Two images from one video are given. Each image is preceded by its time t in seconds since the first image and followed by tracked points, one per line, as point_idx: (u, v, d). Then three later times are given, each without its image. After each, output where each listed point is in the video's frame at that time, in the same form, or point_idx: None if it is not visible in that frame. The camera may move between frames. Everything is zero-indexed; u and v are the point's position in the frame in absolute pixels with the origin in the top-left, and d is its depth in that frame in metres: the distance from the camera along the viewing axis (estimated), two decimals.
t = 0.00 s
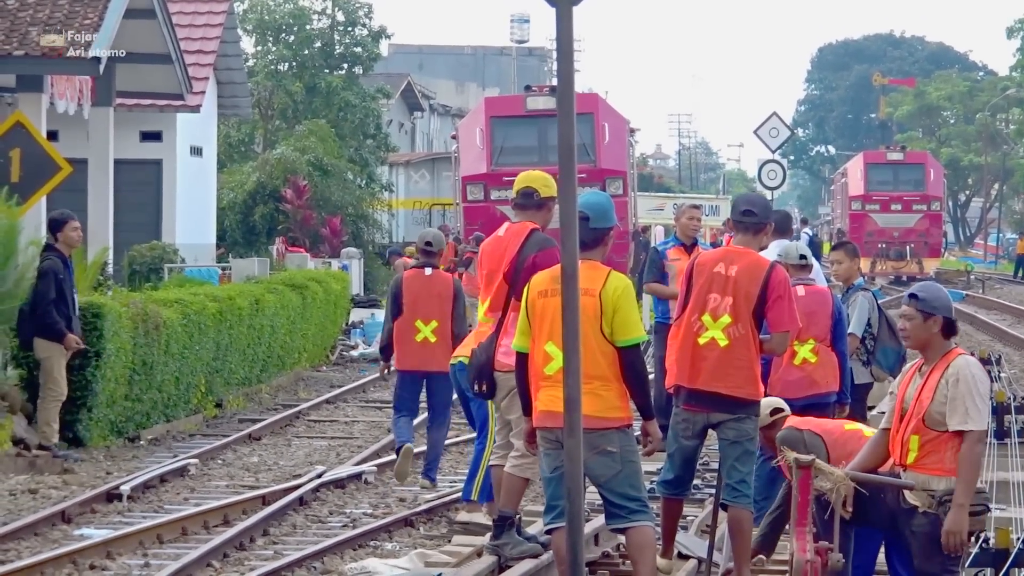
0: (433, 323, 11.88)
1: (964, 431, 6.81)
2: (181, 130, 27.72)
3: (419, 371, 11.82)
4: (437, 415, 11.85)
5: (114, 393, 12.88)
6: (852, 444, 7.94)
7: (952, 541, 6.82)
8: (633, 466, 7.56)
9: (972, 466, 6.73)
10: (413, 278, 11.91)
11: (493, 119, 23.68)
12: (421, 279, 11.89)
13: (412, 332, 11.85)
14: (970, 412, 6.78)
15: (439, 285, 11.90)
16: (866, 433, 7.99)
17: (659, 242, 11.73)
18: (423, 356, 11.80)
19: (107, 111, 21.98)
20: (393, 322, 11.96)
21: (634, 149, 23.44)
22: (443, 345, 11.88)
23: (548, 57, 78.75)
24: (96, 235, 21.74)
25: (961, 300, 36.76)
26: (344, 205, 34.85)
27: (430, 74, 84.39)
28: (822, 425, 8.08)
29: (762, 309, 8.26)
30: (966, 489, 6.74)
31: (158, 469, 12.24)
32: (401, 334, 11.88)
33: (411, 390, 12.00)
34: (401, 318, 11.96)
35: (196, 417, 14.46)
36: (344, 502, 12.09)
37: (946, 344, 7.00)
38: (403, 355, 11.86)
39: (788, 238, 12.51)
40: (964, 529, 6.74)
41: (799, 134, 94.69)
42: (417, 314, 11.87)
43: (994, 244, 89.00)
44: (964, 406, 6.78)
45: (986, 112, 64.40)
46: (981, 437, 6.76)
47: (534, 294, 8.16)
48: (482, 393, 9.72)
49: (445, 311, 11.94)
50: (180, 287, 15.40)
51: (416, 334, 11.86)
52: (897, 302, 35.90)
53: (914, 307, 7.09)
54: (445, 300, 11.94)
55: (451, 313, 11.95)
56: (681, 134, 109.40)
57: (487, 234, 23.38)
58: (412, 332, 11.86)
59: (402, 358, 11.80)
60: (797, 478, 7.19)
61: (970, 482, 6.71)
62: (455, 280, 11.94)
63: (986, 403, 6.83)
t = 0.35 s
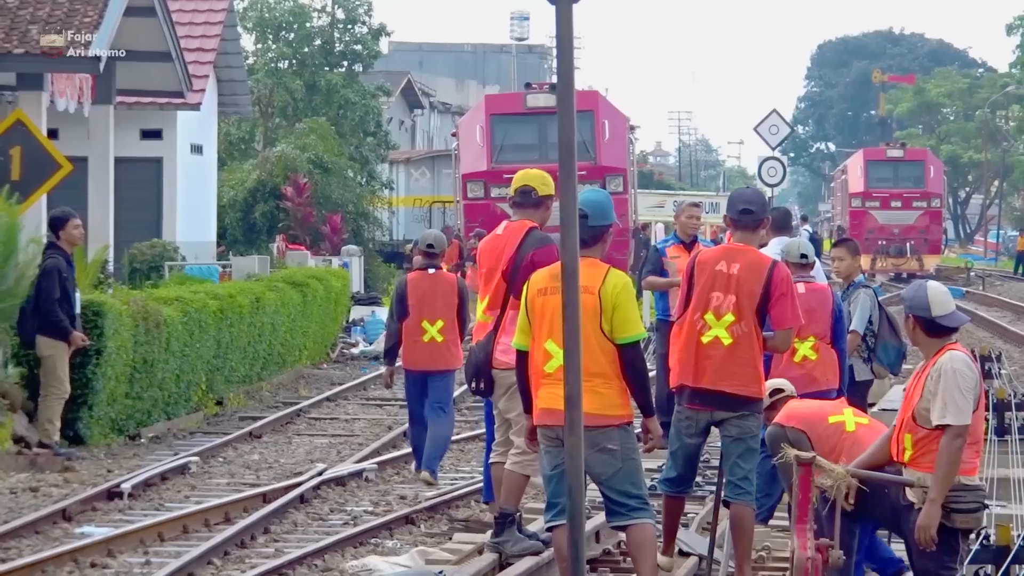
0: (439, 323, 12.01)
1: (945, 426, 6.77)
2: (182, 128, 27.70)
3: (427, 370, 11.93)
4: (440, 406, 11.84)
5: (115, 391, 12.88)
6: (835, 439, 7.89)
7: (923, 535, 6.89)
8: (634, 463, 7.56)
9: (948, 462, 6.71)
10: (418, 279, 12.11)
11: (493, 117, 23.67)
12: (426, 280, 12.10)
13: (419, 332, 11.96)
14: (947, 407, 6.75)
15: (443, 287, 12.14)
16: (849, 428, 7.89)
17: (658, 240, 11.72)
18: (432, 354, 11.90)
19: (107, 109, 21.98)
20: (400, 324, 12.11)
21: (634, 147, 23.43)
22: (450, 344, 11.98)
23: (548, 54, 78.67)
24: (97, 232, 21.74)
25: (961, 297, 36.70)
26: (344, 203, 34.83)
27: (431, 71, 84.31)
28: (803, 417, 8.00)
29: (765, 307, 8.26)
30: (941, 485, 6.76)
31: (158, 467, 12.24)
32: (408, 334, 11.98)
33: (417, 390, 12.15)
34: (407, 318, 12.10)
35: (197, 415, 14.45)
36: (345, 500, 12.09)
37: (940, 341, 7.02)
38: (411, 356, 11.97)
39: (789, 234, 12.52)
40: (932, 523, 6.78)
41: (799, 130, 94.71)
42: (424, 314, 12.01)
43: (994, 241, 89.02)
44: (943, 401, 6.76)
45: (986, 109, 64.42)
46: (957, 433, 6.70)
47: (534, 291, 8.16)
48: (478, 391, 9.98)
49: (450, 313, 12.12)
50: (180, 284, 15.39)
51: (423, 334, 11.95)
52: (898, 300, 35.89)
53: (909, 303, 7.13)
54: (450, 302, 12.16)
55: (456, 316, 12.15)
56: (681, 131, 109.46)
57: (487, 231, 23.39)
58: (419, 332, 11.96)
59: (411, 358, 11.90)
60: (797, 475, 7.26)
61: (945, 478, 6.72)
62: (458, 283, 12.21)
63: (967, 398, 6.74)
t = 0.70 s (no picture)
0: (436, 314, 12.12)
1: (932, 423, 6.78)
2: (181, 127, 27.69)
3: (429, 361, 12.08)
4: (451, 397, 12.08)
5: (114, 389, 12.86)
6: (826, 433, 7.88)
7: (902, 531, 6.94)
8: (634, 462, 7.56)
9: (931, 460, 6.74)
10: (415, 270, 12.18)
11: (492, 116, 23.66)
12: (423, 271, 12.15)
13: (417, 323, 12.10)
14: (934, 404, 6.76)
15: (440, 276, 12.16)
16: (843, 424, 7.83)
17: (658, 240, 11.70)
18: (431, 346, 12.05)
19: (106, 108, 21.96)
20: (397, 318, 12.19)
21: (633, 145, 23.42)
22: (449, 334, 12.14)
23: (547, 53, 78.62)
24: (95, 230, 21.72)
25: (960, 296, 36.70)
26: (344, 202, 34.83)
27: (430, 70, 84.25)
28: (806, 402, 7.96)
29: (765, 306, 8.27)
30: (922, 483, 6.80)
31: (158, 466, 12.23)
32: (406, 327, 12.12)
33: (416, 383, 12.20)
34: (404, 310, 12.19)
35: (196, 413, 14.43)
36: (345, 498, 12.08)
37: (941, 340, 7.05)
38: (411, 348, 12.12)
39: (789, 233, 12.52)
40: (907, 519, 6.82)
41: (799, 129, 94.70)
42: (420, 306, 12.12)
43: (994, 240, 88.99)
44: (930, 397, 6.77)
45: (986, 108, 64.39)
46: (940, 430, 6.71)
47: (532, 291, 8.16)
48: (477, 390, 9.96)
49: (449, 302, 12.19)
50: (179, 283, 15.37)
51: (421, 325, 12.10)
52: (897, 298, 35.87)
53: (911, 300, 7.16)
54: (448, 292, 12.19)
55: (455, 304, 12.19)
56: (681, 130, 109.49)
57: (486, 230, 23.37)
58: (417, 324, 12.11)
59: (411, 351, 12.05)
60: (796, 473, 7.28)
61: (927, 475, 6.75)
62: (457, 272, 12.16)
63: (955, 397, 6.73)
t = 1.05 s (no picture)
0: (442, 321, 12.15)
1: (926, 426, 6.80)
2: (181, 126, 27.68)
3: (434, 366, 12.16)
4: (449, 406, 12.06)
5: (114, 388, 12.84)
6: (857, 416, 7.97)
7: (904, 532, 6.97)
8: (633, 462, 7.57)
9: (929, 462, 6.76)
10: (423, 276, 12.22)
11: (492, 114, 23.66)
12: (432, 278, 12.20)
13: (422, 328, 12.13)
14: (928, 407, 6.77)
15: (449, 284, 12.19)
16: (875, 409, 7.90)
17: (660, 238, 11.63)
18: (434, 353, 12.13)
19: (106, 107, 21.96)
20: (404, 321, 12.15)
21: (634, 145, 23.42)
22: (452, 341, 12.18)
23: (547, 52, 78.63)
24: (95, 230, 21.70)
25: (960, 295, 36.71)
26: (343, 200, 34.83)
27: (429, 68, 84.21)
28: (842, 378, 8.05)
29: (764, 305, 8.27)
30: (921, 485, 6.83)
31: (157, 464, 12.23)
32: (411, 332, 12.14)
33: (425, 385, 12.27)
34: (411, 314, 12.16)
35: (195, 413, 14.43)
36: (344, 498, 12.08)
37: (938, 340, 7.05)
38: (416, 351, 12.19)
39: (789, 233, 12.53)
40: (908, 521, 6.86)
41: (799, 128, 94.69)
42: (426, 312, 12.12)
43: (993, 238, 89.04)
44: (924, 400, 6.79)
45: (985, 107, 64.38)
46: (934, 434, 6.73)
47: (531, 290, 8.16)
48: (478, 389, 10.03)
49: (455, 310, 12.19)
50: (180, 282, 15.37)
51: (426, 331, 12.13)
52: (896, 298, 35.88)
53: (908, 299, 7.17)
54: (455, 300, 12.19)
55: (460, 312, 12.19)
56: (680, 129, 109.50)
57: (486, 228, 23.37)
58: (421, 328, 12.13)
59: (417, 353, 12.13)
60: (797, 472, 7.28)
61: (926, 477, 6.78)
62: (466, 282, 12.19)
63: (946, 399, 6.75)
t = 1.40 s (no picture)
0: (447, 315, 12.35)
1: (923, 432, 6.83)
2: (181, 129, 27.68)
3: (434, 361, 12.19)
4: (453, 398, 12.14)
5: (113, 391, 12.81)
6: (880, 376, 8.21)
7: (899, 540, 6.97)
8: (631, 465, 7.56)
9: (926, 467, 6.80)
10: (424, 272, 12.33)
11: (492, 118, 23.67)
12: (432, 274, 12.36)
13: (427, 322, 12.26)
14: (925, 412, 6.79)
15: (449, 281, 12.44)
16: (901, 374, 8.19)
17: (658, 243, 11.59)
18: (440, 346, 12.24)
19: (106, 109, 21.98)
20: (408, 316, 12.21)
21: (633, 148, 23.42)
22: (455, 336, 12.40)
23: (546, 56, 78.63)
24: (94, 232, 21.69)
25: (959, 299, 36.73)
26: (343, 204, 34.79)
27: (429, 72, 84.14)
28: (875, 332, 8.32)
29: (756, 306, 8.26)
30: (917, 492, 6.85)
31: (156, 467, 12.22)
32: (415, 326, 12.21)
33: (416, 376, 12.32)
34: (416, 308, 12.26)
35: (195, 415, 14.40)
36: (343, 501, 12.07)
37: (937, 344, 7.08)
38: (415, 345, 12.22)
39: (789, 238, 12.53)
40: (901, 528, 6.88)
41: (797, 132, 94.68)
42: (432, 306, 12.30)
43: (992, 243, 89.11)
44: (922, 404, 6.81)
45: (984, 112, 64.46)
46: (930, 441, 6.77)
47: (529, 295, 8.15)
48: (477, 394, 10.01)
49: (456, 306, 12.46)
50: (179, 286, 15.35)
51: (432, 325, 12.28)
52: (896, 303, 35.89)
53: (908, 302, 7.18)
54: (455, 297, 12.47)
55: (460, 308, 12.47)
56: (679, 133, 109.55)
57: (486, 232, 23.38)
58: (428, 323, 12.26)
59: (417, 350, 12.14)
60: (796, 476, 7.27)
61: (922, 482, 6.81)
62: (461, 279, 12.52)
63: (942, 406, 6.77)
